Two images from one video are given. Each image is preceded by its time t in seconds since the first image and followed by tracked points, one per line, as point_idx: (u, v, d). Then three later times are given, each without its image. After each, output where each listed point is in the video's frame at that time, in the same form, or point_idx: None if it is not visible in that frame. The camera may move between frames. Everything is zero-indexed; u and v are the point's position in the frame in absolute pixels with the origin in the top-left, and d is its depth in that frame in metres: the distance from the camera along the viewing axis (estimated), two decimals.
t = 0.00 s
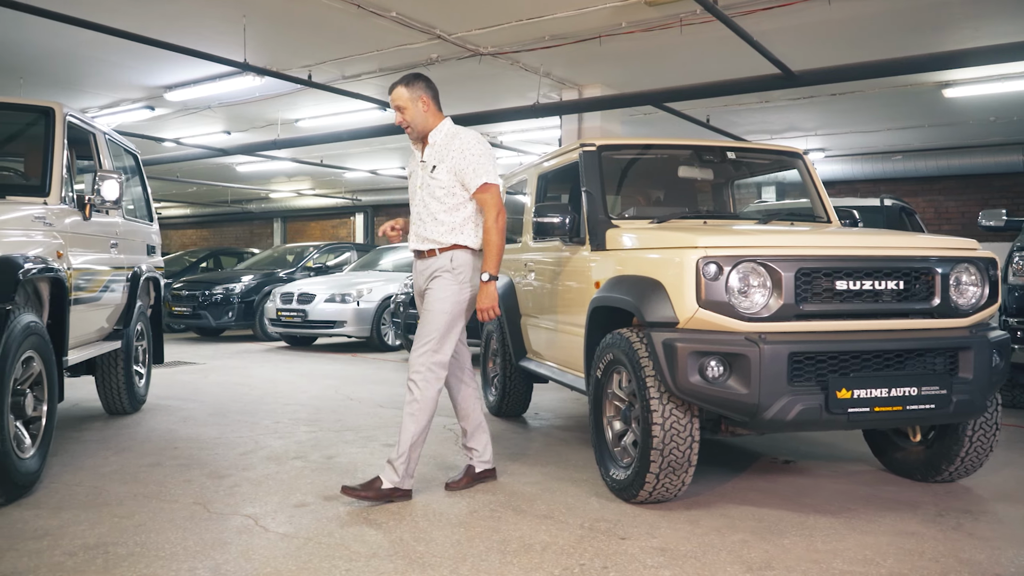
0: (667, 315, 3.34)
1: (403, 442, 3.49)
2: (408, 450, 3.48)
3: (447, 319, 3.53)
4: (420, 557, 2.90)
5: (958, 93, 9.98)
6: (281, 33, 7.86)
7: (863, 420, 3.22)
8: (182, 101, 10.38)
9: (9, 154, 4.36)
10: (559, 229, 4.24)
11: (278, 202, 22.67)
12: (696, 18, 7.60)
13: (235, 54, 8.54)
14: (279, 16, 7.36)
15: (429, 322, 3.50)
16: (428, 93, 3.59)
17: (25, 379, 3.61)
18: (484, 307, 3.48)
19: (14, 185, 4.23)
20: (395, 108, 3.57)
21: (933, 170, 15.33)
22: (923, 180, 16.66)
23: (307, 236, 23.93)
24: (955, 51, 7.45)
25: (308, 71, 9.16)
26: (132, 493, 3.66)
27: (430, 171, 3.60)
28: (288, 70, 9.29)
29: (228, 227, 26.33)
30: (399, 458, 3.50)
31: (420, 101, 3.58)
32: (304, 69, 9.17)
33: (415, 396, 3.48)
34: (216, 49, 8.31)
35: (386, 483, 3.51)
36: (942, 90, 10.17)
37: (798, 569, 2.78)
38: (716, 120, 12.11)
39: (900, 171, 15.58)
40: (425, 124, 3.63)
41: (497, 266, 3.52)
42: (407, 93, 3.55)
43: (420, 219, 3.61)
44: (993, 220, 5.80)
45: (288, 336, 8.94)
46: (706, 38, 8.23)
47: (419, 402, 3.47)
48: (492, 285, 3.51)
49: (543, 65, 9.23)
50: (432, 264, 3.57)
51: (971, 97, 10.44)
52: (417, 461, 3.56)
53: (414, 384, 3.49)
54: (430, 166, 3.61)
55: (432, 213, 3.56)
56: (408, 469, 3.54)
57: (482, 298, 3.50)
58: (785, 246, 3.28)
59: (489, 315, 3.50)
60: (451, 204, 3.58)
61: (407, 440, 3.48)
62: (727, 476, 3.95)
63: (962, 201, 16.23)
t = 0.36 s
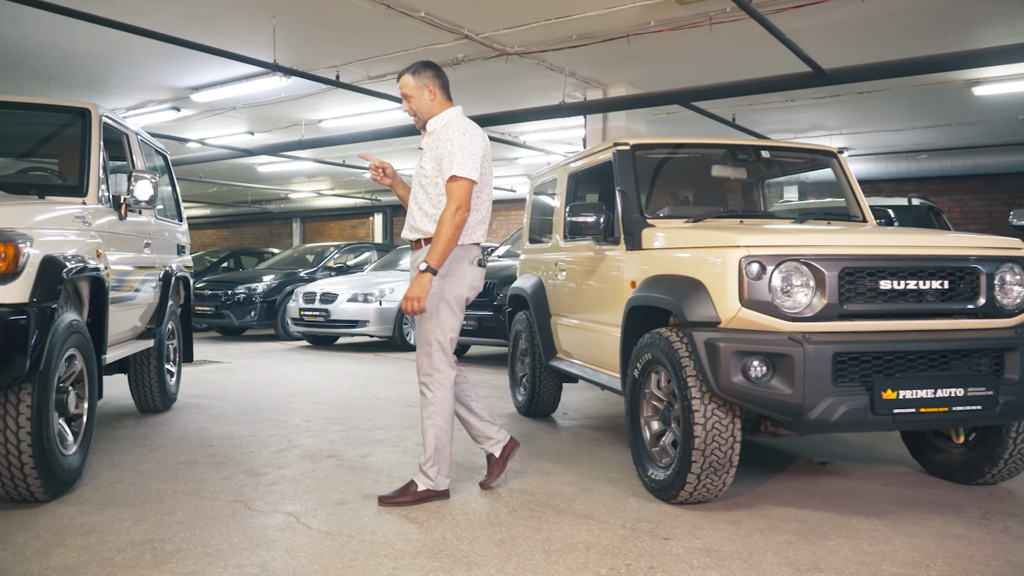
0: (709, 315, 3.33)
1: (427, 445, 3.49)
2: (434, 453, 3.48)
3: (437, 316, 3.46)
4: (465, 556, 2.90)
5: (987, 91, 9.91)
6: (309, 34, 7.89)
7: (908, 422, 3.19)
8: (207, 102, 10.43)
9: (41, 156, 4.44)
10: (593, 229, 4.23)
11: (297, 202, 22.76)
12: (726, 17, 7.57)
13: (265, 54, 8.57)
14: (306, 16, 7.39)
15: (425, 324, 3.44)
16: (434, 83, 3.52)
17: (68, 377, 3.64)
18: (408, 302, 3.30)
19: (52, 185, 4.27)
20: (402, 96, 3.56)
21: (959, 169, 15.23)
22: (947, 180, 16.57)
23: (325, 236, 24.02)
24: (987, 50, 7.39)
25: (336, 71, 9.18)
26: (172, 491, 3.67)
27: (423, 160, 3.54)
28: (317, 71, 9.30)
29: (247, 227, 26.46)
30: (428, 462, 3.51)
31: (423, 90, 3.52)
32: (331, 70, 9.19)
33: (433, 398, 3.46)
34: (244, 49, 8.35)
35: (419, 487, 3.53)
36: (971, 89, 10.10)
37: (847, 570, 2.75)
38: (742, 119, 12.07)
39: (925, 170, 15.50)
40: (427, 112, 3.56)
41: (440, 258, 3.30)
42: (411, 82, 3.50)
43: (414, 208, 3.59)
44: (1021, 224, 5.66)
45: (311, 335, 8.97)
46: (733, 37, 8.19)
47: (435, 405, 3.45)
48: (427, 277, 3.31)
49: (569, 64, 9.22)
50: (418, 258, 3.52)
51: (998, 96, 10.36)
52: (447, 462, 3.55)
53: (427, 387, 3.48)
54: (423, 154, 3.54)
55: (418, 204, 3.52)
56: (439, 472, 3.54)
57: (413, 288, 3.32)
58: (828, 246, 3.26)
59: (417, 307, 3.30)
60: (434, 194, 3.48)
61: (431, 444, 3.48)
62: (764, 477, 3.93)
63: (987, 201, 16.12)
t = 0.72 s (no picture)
0: (768, 315, 3.28)
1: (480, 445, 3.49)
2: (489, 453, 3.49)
3: (468, 316, 3.46)
4: (526, 557, 2.89)
5: None
6: (356, 36, 7.95)
7: (975, 425, 3.12)
8: (253, 105, 10.58)
9: (97, 159, 4.54)
10: (645, 229, 4.21)
11: (337, 203, 22.98)
12: (776, 14, 7.47)
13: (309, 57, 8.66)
14: (353, 18, 7.45)
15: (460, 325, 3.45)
16: (459, 80, 3.52)
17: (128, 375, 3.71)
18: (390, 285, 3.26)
19: (110, 187, 4.34)
20: (426, 93, 3.59)
21: (1011, 166, 14.89)
22: (997, 178, 16.21)
23: (364, 236, 24.21)
24: None
25: (381, 74, 9.24)
26: (230, 488, 3.72)
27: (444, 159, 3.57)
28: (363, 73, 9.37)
29: (287, 229, 26.78)
30: (483, 463, 3.51)
31: (446, 88, 3.54)
32: (377, 72, 9.25)
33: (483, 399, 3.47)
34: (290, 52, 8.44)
35: (474, 486, 3.54)
36: None
37: None
38: (788, 117, 11.92)
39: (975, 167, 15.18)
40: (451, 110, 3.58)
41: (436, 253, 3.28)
42: (434, 77, 3.52)
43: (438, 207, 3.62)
44: None
45: (353, 335, 9.04)
46: (780, 33, 8.09)
47: (487, 405, 3.46)
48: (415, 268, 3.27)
49: (613, 63, 9.18)
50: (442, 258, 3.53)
51: None
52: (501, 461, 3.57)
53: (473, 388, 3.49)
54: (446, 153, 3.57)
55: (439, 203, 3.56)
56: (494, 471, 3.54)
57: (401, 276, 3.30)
58: (892, 245, 3.21)
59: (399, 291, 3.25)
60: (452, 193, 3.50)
61: (484, 444, 3.48)
62: (822, 480, 3.87)
63: None
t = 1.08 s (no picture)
0: (839, 315, 3.19)
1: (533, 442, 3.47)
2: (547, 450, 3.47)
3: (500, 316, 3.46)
4: (593, 559, 2.86)
5: None
6: (410, 36, 8.01)
7: None
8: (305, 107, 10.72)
9: (159, 161, 4.60)
10: (705, 228, 4.14)
11: (384, 203, 23.17)
12: (837, 7, 7.33)
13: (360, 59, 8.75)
14: (406, 19, 7.51)
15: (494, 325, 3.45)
16: (485, 86, 3.55)
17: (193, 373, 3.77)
18: (498, 312, 3.37)
19: (174, 189, 4.42)
20: (449, 98, 3.56)
21: None
22: None
23: (410, 236, 24.37)
24: None
25: (433, 74, 9.30)
26: (292, 486, 3.76)
27: (468, 164, 3.55)
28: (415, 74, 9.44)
29: (335, 230, 27.09)
30: (541, 460, 3.50)
31: (469, 93, 3.53)
32: (429, 73, 9.32)
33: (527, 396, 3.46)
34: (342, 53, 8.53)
35: (537, 487, 3.53)
36: None
37: None
38: (846, 113, 11.69)
39: None
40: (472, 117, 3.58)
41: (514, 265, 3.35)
42: (465, 82, 3.50)
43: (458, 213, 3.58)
44: None
45: (401, 335, 9.10)
46: (838, 28, 7.94)
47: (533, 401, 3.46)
48: (505, 285, 3.35)
49: (666, 60, 9.10)
50: (472, 262, 3.51)
51: None
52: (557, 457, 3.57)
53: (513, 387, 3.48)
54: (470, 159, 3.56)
55: (465, 208, 3.52)
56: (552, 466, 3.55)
57: (494, 298, 3.38)
58: (969, 244, 3.11)
59: (504, 316, 3.39)
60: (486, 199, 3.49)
61: (539, 442, 3.47)
62: (890, 486, 3.77)
63: None
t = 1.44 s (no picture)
0: (915, 315, 3.10)
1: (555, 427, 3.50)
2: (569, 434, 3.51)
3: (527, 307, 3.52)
4: (664, 562, 2.82)
5: None
6: (464, 37, 8.05)
7: None
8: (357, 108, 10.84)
9: (219, 164, 4.65)
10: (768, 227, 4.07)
11: (429, 204, 23.29)
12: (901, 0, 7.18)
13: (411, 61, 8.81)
14: (460, 20, 7.55)
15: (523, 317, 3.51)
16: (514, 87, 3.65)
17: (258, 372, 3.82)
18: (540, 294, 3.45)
19: (236, 190, 4.48)
20: (476, 95, 3.59)
21: None
22: None
23: (455, 237, 24.47)
24: None
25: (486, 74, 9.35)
26: (355, 484, 3.78)
27: (502, 160, 3.61)
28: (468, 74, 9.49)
29: (380, 231, 27.32)
30: (568, 445, 3.52)
31: (500, 91, 3.59)
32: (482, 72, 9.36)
33: (546, 384, 3.49)
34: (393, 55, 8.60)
35: (577, 472, 3.55)
36: None
37: None
38: (906, 109, 11.43)
39: None
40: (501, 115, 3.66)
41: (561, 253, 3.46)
42: (497, 81, 3.56)
43: (489, 208, 3.61)
44: None
45: (450, 335, 9.13)
46: (899, 20, 7.77)
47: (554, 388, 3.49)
48: (552, 271, 3.44)
49: (721, 57, 9.01)
50: (505, 256, 3.56)
51: None
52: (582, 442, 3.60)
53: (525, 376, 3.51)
54: (502, 156, 3.62)
55: (502, 203, 3.55)
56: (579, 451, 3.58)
57: (540, 282, 3.44)
58: None
59: (545, 299, 3.47)
60: (522, 194, 3.56)
61: (562, 428, 3.50)
62: (963, 491, 3.67)
63: None
